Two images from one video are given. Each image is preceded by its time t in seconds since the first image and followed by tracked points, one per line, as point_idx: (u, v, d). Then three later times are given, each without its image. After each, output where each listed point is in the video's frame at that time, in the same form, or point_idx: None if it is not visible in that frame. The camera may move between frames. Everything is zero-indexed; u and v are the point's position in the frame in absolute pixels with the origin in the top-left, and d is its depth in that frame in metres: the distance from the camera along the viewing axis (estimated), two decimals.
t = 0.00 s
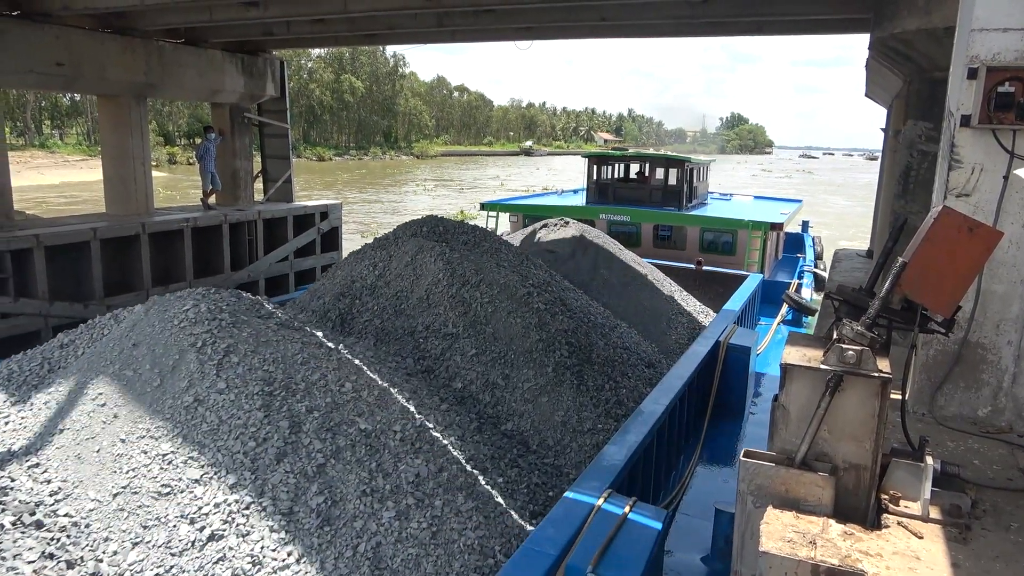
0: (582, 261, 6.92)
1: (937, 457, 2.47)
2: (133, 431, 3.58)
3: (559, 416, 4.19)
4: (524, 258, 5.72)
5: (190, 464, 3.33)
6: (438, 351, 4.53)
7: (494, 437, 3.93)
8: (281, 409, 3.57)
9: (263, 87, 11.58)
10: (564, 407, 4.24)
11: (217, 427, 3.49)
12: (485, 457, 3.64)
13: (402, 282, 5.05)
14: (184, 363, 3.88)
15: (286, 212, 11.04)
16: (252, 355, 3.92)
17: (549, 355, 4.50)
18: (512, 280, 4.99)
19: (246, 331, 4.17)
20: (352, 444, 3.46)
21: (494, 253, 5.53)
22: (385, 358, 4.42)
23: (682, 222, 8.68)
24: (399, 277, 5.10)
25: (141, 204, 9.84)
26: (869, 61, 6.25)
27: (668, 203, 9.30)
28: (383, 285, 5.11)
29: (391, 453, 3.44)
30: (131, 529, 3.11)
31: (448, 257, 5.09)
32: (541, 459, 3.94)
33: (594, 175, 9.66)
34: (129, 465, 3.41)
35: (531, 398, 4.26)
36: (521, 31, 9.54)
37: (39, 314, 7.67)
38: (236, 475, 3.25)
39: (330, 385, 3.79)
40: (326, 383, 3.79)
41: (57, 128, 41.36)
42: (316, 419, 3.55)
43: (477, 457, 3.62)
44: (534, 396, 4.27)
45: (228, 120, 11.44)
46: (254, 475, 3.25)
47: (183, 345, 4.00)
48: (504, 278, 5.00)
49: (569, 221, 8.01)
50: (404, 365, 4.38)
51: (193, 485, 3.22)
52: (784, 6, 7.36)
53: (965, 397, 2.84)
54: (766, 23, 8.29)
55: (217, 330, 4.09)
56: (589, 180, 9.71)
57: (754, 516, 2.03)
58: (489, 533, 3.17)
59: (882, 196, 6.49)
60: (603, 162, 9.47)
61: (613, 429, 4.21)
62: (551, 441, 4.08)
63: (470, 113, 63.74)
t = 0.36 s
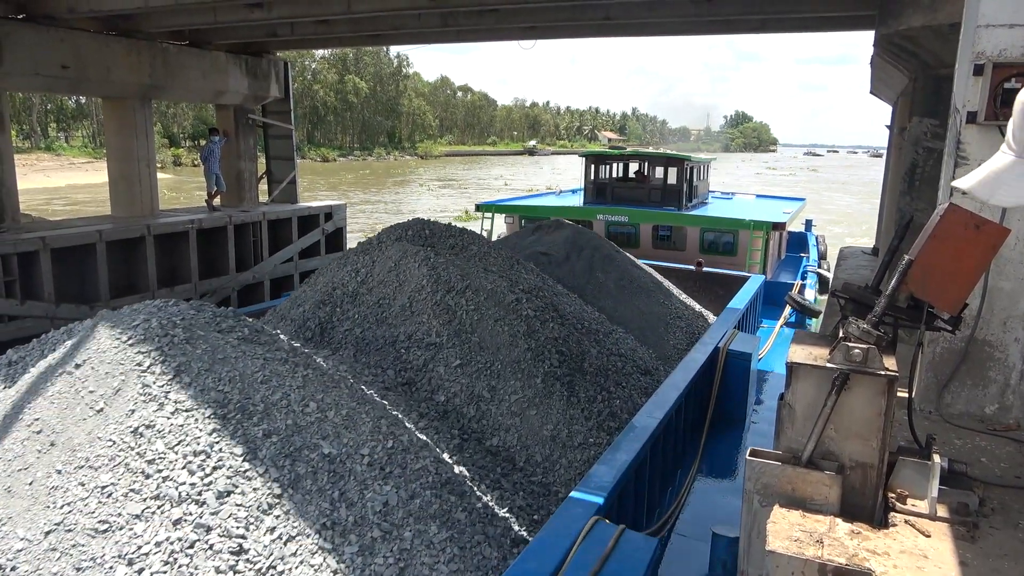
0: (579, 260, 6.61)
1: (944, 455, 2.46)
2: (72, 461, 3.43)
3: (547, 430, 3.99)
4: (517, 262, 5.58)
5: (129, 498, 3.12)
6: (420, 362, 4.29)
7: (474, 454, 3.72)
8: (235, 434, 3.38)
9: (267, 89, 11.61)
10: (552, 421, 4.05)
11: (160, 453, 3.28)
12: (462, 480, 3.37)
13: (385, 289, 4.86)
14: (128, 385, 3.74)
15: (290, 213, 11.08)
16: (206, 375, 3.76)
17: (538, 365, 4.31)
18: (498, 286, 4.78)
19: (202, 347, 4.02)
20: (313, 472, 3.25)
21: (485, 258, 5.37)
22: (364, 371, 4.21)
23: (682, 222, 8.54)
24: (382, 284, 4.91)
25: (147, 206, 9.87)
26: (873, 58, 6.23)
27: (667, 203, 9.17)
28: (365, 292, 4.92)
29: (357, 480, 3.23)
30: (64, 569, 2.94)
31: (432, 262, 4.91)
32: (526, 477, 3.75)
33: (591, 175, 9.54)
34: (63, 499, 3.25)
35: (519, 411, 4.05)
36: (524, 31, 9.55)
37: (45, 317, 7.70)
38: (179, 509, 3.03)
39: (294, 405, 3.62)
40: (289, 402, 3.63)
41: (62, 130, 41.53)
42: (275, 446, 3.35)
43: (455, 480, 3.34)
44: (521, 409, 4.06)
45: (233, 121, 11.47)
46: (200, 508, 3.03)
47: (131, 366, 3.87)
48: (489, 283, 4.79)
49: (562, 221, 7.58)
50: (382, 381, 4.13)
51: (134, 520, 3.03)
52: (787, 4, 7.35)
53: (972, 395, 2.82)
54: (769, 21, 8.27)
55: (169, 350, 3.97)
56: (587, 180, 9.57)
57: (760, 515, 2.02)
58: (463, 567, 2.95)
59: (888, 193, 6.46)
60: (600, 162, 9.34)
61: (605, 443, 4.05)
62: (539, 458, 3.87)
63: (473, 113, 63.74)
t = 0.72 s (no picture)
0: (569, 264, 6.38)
1: (949, 449, 2.45)
2: None
3: (533, 446, 3.86)
4: (501, 266, 5.59)
5: (52, 542, 2.85)
6: (397, 377, 4.21)
7: (453, 473, 3.67)
8: (177, 469, 3.15)
9: (265, 92, 11.61)
10: (537, 435, 3.91)
11: (90, 492, 3.03)
12: (435, 508, 3.24)
13: (363, 299, 4.76)
14: (59, 416, 3.50)
15: (290, 217, 11.09)
16: (149, 400, 3.57)
17: (523, 376, 4.17)
18: (479, 292, 4.69)
19: (144, 373, 3.80)
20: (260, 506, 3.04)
21: (470, 265, 5.28)
22: (337, 389, 4.15)
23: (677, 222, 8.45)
24: (358, 293, 4.81)
25: (146, 211, 9.86)
26: (871, 52, 6.23)
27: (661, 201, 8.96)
28: (340, 302, 4.82)
29: (313, 515, 3.06)
30: None
31: (410, 271, 4.81)
32: (508, 497, 3.66)
33: (583, 175, 9.34)
34: None
35: (501, 428, 3.94)
36: (520, 30, 9.56)
37: (46, 323, 7.69)
38: (109, 555, 2.78)
39: (248, 434, 3.46)
40: (239, 429, 3.47)
41: (61, 137, 41.56)
42: (219, 478, 3.14)
43: (427, 508, 3.23)
44: (505, 424, 3.95)
45: (231, 126, 11.46)
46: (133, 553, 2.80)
47: (62, 394, 3.62)
48: (471, 291, 4.69)
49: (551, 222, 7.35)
50: (359, 399, 4.09)
51: (55, 571, 2.74)
52: None
53: (976, 388, 2.81)
54: (766, 17, 8.27)
55: (106, 376, 3.73)
56: (579, 180, 9.39)
57: (765, 512, 2.01)
58: None
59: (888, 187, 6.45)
60: (593, 161, 9.19)
61: (594, 458, 3.91)
62: (524, 477, 3.75)
63: (472, 113, 63.76)
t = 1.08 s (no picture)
0: (558, 269, 6.15)
1: (945, 453, 2.45)
2: None
3: (510, 466, 3.53)
4: (484, 269, 5.36)
5: None
6: (367, 389, 3.85)
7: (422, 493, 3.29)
8: (99, 504, 2.81)
9: (265, 91, 11.61)
10: (516, 454, 3.59)
11: None
12: (396, 539, 2.90)
13: (336, 305, 4.43)
14: None
15: (290, 216, 11.10)
16: (75, 425, 3.22)
17: (502, 390, 3.85)
18: (459, 299, 4.40)
19: (71, 397, 3.45)
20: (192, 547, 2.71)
21: (451, 268, 5.05)
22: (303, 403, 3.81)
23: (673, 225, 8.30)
24: (330, 301, 4.49)
25: (146, 209, 9.86)
26: (871, 55, 6.24)
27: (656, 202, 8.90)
28: (311, 310, 4.50)
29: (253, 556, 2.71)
30: None
31: (385, 276, 4.51)
32: (482, 522, 3.32)
33: (577, 176, 9.31)
34: None
35: (478, 445, 3.59)
36: (521, 31, 9.56)
37: (46, 320, 7.67)
38: None
39: (186, 462, 3.11)
40: (178, 459, 3.11)
41: (61, 134, 41.50)
42: (147, 515, 2.80)
43: (387, 540, 2.88)
44: (481, 442, 3.60)
45: (231, 124, 11.46)
46: None
47: None
48: (449, 298, 4.40)
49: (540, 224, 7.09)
50: (325, 412, 3.76)
51: None
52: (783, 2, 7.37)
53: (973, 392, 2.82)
54: (767, 18, 8.28)
55: (30, 399, 3.38)
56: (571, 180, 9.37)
57: (762, 514, 2.01)
58: None
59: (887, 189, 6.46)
60: (587, 163, 9.13)
61: (576, 477, 3.61)
62: (499, 500, 3.40)
63: (472, 113, 63.79)
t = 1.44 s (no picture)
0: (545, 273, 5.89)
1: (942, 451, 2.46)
2: None
3: (485, 487, 3.35)
4: (463, 274, 5.12)
5: None
6: (334, 407, 3.70)
7: (389, 517, 3.05)
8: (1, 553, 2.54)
9: (262, 90, 11.60)
10: (491, 475, 3.40)
11: None
12: None
13: (304, 315, 4.36)
14: None
15: (288, 215, 11.09)
16: None
17: (478, 406, 3.66)
18: (434, 308, 4.22)
19: None
20: None
21: (427, 275, 4.87)
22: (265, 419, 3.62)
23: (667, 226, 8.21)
24: (299, 310, 4.43)
25: (144, 209, 9.83)
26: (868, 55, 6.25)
27: (648, 204, 8.74)
28: (279, 319, 4.44)
29: None
30: None
31: (356, 284, 4.42)
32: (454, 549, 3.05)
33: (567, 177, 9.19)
34: None
35: (451, 465, 3.43)
36: (519, 31, 9.57)
37: (42, 320, 7.64)
38: None
39: (109, 496, 2.83)
40: (101, 495, 2.83)
41: (57, 134, 41.36)
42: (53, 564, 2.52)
43: None
44: (454, 462, 3.44)
45: (228, 123, 11.45)
46: None
47: None
48: (423, 307, 4.23)
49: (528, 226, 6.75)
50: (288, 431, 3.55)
51: None
52: (781, 2, 7.39)
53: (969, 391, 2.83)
54: (764, 18, 8.29)
55: None
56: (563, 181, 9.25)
57: (759, 512, 2.01)
58: None
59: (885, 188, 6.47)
60: (578, 163, 9.08)
61: (556, 499, 3.37)
62: (473, 525, 3.21)
63: (470, 113, 63.78)
